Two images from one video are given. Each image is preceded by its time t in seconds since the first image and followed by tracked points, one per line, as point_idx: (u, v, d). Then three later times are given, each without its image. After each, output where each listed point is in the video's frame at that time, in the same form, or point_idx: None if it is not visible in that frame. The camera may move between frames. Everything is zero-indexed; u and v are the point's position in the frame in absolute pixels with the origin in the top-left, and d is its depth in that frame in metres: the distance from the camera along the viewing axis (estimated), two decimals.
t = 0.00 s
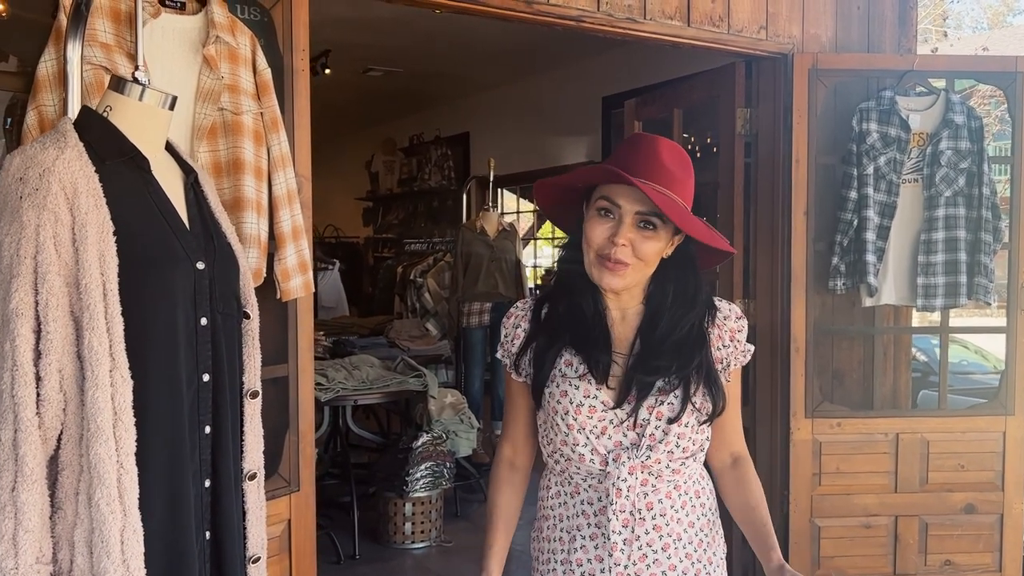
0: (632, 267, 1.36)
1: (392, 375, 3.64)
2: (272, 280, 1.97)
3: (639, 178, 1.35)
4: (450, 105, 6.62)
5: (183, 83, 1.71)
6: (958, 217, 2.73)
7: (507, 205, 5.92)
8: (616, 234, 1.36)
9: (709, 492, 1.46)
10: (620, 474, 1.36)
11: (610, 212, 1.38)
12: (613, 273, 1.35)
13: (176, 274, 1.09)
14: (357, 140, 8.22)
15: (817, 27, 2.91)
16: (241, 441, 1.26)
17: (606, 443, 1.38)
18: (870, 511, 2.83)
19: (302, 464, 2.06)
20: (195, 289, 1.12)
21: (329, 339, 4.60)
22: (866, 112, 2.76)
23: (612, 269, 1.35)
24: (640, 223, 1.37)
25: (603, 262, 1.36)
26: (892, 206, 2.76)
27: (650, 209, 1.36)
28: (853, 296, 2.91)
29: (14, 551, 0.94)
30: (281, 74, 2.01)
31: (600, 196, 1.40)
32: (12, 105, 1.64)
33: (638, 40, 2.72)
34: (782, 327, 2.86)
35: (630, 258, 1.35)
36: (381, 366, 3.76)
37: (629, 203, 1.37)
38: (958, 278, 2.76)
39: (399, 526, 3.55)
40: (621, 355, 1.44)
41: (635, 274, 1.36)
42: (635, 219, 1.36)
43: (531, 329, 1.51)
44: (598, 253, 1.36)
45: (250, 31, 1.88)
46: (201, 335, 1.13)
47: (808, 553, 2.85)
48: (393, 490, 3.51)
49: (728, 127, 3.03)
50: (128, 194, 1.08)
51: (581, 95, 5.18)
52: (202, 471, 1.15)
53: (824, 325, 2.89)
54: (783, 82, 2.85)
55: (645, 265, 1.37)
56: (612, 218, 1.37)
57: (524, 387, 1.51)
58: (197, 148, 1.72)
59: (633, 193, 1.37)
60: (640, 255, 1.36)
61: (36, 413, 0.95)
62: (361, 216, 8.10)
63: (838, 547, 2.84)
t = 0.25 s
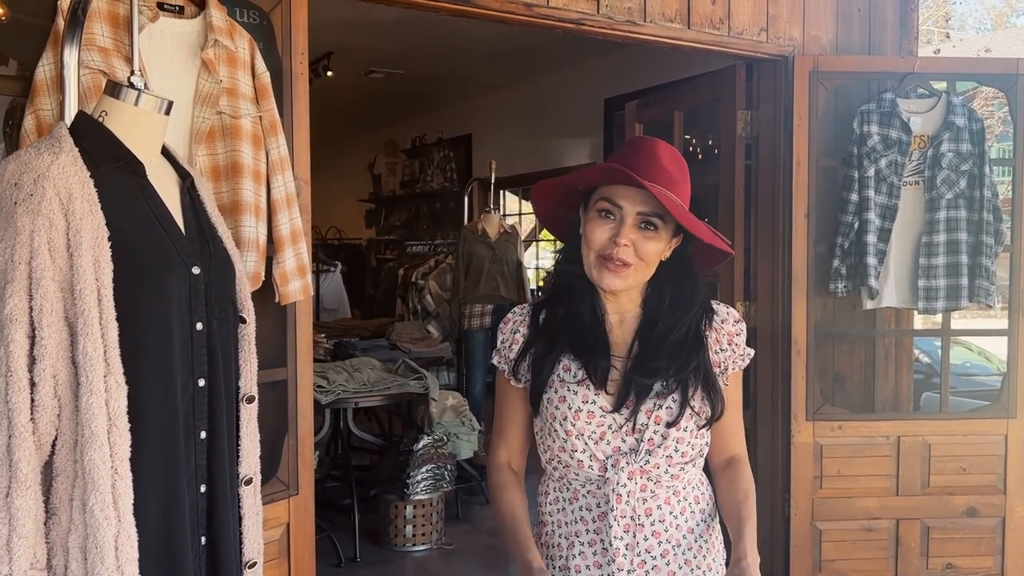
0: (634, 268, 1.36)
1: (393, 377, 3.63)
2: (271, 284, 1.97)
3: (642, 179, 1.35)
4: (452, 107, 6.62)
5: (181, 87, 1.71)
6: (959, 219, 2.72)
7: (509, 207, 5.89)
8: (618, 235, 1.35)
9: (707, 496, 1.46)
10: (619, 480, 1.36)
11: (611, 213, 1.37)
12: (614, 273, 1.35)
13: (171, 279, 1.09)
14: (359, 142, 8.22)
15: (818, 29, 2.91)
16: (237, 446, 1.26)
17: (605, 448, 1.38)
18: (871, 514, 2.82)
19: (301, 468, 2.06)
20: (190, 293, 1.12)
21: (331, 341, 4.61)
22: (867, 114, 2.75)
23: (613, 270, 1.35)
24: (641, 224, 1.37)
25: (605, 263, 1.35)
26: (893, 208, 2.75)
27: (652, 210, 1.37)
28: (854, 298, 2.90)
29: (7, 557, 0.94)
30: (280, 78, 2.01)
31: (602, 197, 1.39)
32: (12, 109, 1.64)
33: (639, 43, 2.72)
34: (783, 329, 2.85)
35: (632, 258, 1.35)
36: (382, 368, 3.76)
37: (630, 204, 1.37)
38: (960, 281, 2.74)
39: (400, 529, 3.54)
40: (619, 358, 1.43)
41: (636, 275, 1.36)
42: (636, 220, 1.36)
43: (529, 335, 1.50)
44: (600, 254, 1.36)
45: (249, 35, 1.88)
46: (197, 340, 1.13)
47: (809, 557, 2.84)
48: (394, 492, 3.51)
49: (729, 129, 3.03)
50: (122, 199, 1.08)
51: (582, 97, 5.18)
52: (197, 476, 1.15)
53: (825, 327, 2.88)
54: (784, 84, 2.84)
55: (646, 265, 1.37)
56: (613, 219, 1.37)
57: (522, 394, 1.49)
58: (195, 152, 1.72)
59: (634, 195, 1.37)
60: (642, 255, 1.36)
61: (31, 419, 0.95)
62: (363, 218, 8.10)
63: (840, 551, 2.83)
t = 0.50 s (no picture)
0: (642, 259, 1.35)
1: (393, 379, 3.59)
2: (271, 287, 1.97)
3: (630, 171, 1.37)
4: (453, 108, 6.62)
5: (181, 89, 1.71)
6: (961, 220, 2.71)
7: (511, 208, 5.89)
8: (619, 230, 1.35)
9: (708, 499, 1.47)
10: (620, 486, 1.37)
11: (607, 211, 1.37)
12: (624, 268, 1.34)
13: (169, 281, 1.09)
14: (361, 143, 8.22)
15: (819, 30, 2.90)
16: (236, 449, 1.26)
17: (606, 454, 1.38)
18: (873, 516, 2.81)
19: (301, 470, 2.06)
20: (188, 296, 1.12)
21: (332, 343, 4.60)
22: (868, 116, 2.74)
23: (622, 265, 1.34)
24: (639, 216, 1.37)
25: (613, 260, 1.35)
26: (895, 209, 2.75)
27: (646, 199, 1.38)
28: (855, 300, 2.89)
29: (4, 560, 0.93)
30: (280, 80, 2.01)
31: (593, 199, 1.40)
32: (13, 111, 1.64)
33: (640, 45, 2.72)
34: (784, 331, 2.84)
35: (639, 250, 1.35)
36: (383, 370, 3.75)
37: (624, 198, 1.38)
38: (962, 282, 2.72)
39: (401, 531, 3.54)
40: (621, 362, 1.43)
41: (645, 267, 1.36)
42: (633, 212, 1.37)
43: (531, 338, 1.49)
44: (605, 254, 1.35)
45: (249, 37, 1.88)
46: (194, 343, 1.13)
47: (810, 559, 2.83)
48: (395, 494, 3.51)
49: (730, 131, 3.02)
50: (120, 201, 1.08)
51: (584, 98, 5.18)
52: (195, 479, 1.15)
53: (827, 329, 2.87)
54: (785, 86, 2.84)
55: (653, 255, 1.36)
56: (610, 217, 1.37)
57: (525, 399, 1.47)
58: (195, 154, 1.72)
59: (626, 188, 1.38)
60: (648, 246, 1.35)
61: (28, 422, 0.95)
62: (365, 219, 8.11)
63: (841, 553, 2.82)
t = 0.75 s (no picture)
0: (640, 264, 1.35)
1: (395, 380, 3.60)
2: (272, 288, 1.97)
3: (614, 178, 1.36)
4: (455, 110, 6.63)
5: (180, 91, 1.72)
6: (962, 222, 2.71)
7: (513, 210, 5.89)
8: (613, 239, 1.35)
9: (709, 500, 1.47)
10: (624, 491, 1.37)
11: (597, 222, 1.37)
12: (623, 279, 1.34)
13: (168, 284, 1.09)
14: (363, 146, 8.23)
15: (820, 31, 2.90)
16: (234, 450, 1.26)
17: (610, 459, 1.38)
18: (875, 518, 2.80)
19: (301, 472, 2.06)
20: (186, 297, 1.12)
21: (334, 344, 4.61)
22: (869, 117, 2.74)
23: (621, 274, 1.34)
24: (630, 221, 1.37)
25: (611, 271, 1.35)
26: (896, 211, 2.74)
27: (634, 203, 1.37)
28: (856, 301, 2.89)
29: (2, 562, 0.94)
30: (281, 81, 2.02)
31: (581, 212, 1.39)
32: (14, 113, 1.65)
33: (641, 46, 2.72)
34: (785, 332, 2.84)
35: (635, 256, 1.35)
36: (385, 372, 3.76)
37: (611, 206, 1.37)
38: (963, 284, 2.72)
39: (403, 532, 3.54)
40: (625, 368, 1.44)
41: (643, 272, 1.36)
42: (623, 218, 1.36)
43: (533, 344, 1.49)
44: (603, 264, 1.35)
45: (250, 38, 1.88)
46: (193, 344, 1.13)
47: (812, 561, 2.83)
48: (396, 496, 3.51)
49: (731, 132, 3.02)
50: (120, 204, 1.09)
51: (585, 99, 5.18)
52: (193, 480, 1.15)
53: (828, 331, 2.87)
54: (786, 87, 2.84)
55: (651, 259, 1.36)
56: (602, 226, 1.37)
57: (525, 402, 1.48)
58: (195, 156, 1.72)
59: (612, 196, 1.37)
60: (644, 250, 1.35)
61: (26, 423, 0.95)
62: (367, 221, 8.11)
63: (842, 555, 2.82)
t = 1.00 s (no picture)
0: (639, 263, 1.35)
1: (395, 382, 3.60)
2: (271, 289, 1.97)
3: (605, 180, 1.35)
4: (456, 111, 6.63)
5: (179, 93, 1.72)
6: (962, 223, 2.71)
7: (514, 211, 5.87)
8: (610, 241, 1.35)
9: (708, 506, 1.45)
10: (622, 486, 1.36)
11: (592, 225, 1.37)
12: (623, 280, 1.34)
13: (166, 285, 1.10)
14: (364, 147, 8.24)
15: (820, 33, 2.90)
16: (233, 452, 1.26)
17: (608, 454, 1.37)
18: (875, 520, 2.80)
19: (301, 473, 2.05)
20: (184, 299, 1.13)
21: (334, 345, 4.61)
22: (869, 118, 2.74)
23: (620, 275, 1.34)
24: (624, 221, 1.36)
25: (610, 273, 1.34)
26: (896, 212, 2.74)
27: (627, 203, 1.37)
28: (857, 302, 2.88)
29: None
30: (281, 83, 2.02)
31: (576, 216, 1.39)
32: (14, 114, 1.65)
33: (641, 48, 2.72)
34: (785, 333, 2.84)
35: (633, 256, 1.34)
36: (385, 373, 3.75)
37: (605, 207, 1.37)
38: (963, 285, 2.72)
39: (403, 533, 3.54)
40: (625, 365, 1.44)
41: (642, 271, 1.35)
42: (618, 219, 1.36)
43: (533, 342, 1.50)
44: (602, 266, 1.35)
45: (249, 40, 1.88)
46: (192, 346, 1.14)
47: (812, 563, 2.82)
48: (396, 497, 3.51)
49: (731, 133, 3.02)
50: (118, 205, 1.09)
51: (586, 101, 5.18)
52: (192, 482, 1.15)
53: (828, 332, 2.87)
54: (786, 88, 2.84)
55: (648, 257, 1.36)
56: (597, 229, 1.36)
57: (525, 400, 1.48)
58: (194, 158, 1.72)
59: (605, 198, 1.37)
60: (641, 250, 1.35)
61: (23, 425, 0.95)
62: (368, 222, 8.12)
63: (842, 557, 2.82)
